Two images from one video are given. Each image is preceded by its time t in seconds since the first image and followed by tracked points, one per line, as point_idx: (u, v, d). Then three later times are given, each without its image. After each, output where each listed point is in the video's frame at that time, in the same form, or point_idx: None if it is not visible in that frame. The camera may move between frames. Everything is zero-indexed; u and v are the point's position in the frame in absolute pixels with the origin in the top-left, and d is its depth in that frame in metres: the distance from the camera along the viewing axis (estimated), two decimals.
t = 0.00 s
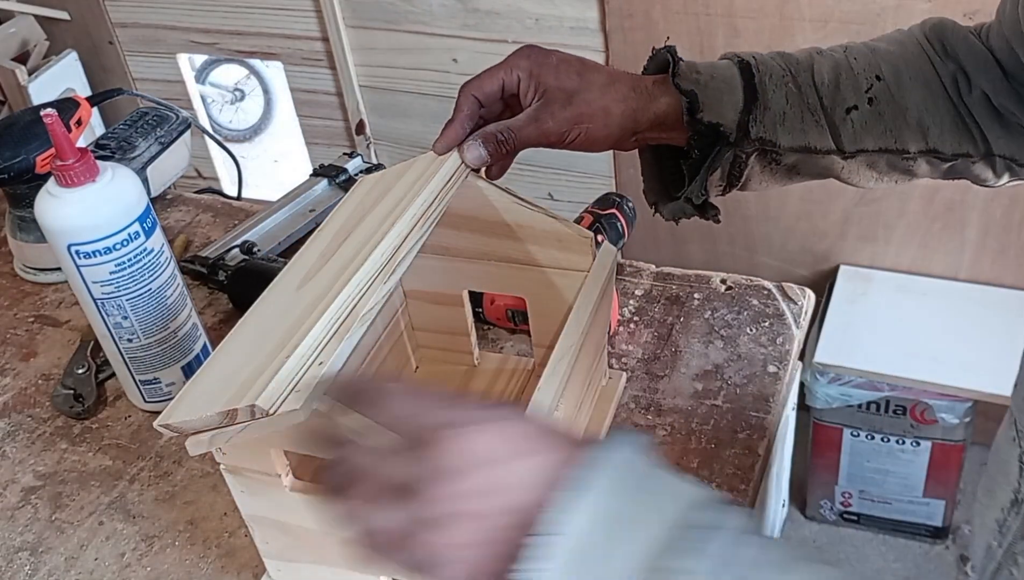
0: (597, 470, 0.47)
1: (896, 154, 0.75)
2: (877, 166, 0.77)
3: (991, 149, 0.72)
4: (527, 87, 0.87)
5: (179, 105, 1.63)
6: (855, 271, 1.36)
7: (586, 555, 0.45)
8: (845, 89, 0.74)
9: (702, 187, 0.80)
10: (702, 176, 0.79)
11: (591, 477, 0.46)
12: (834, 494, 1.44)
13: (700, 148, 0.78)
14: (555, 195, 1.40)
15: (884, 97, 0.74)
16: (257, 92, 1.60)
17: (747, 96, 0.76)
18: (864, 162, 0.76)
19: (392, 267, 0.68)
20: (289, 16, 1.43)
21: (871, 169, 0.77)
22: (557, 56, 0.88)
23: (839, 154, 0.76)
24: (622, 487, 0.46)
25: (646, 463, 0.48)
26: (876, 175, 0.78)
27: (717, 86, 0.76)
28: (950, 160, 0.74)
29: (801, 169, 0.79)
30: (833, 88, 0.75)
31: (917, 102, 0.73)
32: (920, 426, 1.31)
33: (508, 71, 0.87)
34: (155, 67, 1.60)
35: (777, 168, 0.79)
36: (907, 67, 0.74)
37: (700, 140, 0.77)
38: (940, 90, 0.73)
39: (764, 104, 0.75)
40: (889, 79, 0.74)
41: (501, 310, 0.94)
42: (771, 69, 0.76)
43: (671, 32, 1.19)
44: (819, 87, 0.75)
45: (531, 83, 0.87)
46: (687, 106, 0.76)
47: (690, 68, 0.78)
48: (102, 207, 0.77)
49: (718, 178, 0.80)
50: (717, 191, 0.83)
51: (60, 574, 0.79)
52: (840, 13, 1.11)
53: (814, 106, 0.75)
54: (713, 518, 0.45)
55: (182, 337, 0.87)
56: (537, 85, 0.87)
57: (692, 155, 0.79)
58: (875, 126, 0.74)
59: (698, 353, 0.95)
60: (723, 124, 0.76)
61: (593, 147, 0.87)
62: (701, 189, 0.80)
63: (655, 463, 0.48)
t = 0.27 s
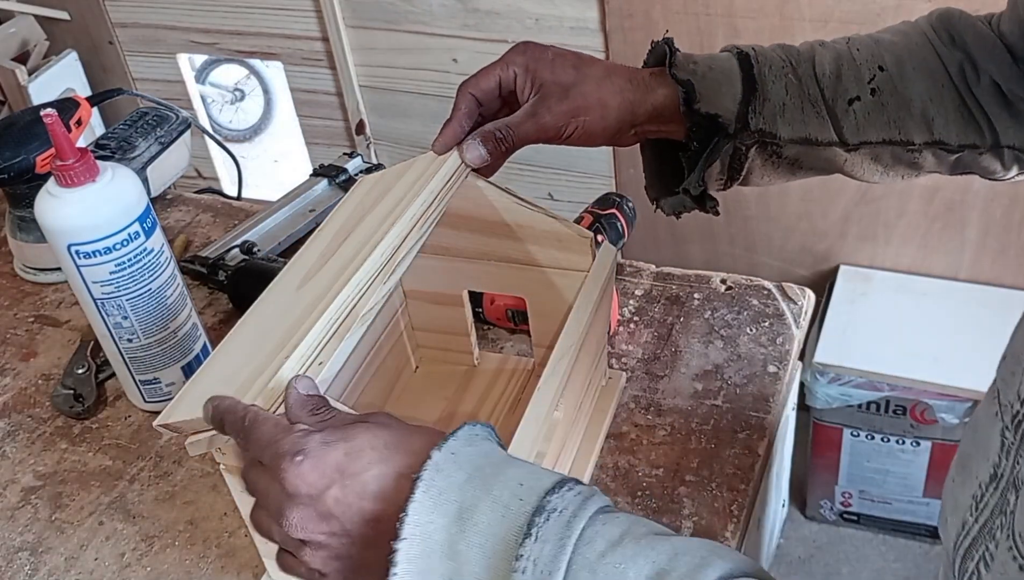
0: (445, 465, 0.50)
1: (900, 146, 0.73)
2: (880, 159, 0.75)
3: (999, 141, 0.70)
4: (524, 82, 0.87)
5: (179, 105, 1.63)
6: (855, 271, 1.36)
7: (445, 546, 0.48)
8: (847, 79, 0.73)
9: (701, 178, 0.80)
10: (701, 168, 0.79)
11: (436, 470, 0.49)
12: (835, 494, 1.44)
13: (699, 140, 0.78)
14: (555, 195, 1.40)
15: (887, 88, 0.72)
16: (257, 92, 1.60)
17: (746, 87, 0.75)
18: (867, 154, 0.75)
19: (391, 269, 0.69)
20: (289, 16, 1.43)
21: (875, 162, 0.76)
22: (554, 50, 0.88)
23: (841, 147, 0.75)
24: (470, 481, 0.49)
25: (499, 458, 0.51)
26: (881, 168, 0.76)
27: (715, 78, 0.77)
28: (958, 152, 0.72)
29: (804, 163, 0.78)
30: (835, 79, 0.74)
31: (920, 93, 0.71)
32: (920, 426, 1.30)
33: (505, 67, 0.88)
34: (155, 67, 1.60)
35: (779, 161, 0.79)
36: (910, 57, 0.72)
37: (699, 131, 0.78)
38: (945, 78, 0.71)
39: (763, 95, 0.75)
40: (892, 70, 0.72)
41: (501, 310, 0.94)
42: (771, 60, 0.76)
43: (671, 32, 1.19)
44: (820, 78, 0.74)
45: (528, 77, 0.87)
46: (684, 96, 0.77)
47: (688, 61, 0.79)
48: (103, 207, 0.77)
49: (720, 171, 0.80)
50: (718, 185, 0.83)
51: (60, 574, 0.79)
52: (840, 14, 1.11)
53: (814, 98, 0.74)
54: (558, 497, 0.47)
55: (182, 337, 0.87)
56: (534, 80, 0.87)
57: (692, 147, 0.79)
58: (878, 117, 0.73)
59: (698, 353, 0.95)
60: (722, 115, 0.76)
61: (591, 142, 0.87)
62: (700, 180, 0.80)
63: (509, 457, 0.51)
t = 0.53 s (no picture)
0: (457, 447, 0.50)
1: (900, 139, 0.73)
2: (881, 152, 0.75)
3: (1001, 135, 0.70)
4: (520, 75, 0.87)
5: (179, 105, 1.63)
6: (855, 271, 1.36)
7: (459, 527, 0.48)
8: (846, 71, 0.73)
9: (694, 166, 0.78)
10: (694, 155, 0.77)
11: (451, 453, 0.50)
12: (835, 494, 1.44)
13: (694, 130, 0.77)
14: (555, 194, 1.40)
15: (887, 80, 0.72)
16: (257, 92, 1.60)
17: (743, 77, 0.75)
18: (867, 148, 0.75)
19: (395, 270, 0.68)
20: (289, 17, 1.43)
21: (875, 156, 0.75)
22: (548, 43, 0.88)
23: (841, 139, 0.74)
24: (484, 463, 0.49)
25: (512, 442, 0.51)
26: (881, 163, 0.76)
27: (711, 67, 0.76)
28: (958, 146, 0.72)
29: (802, 156, 0.77)
30: (833, 70, 0.74)
31: (921, 85, 0.71)
32: (920, 426, 1.31)
33: (500, 62, 0.88)
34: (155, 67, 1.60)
35: (776, 153, 0.77)
36: (910, 49, 0.72)
37: (694, 120, 0.76)
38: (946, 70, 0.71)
39: (760, 85, 0.74)
40: (892, 61, 0.72)
41: (501, 310, 0.94)
42: (767, 49, 0.76)
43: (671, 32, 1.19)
44: (819, 70, 0.74)
45: (524, 71, 0.87)
46: (679, 83, 0.76)
47: (685, 50, 0.78)
48: (103, 207, 0.77)
49: (714, 164, 0.79)
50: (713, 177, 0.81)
51: (60, 574, 0.79)
52: (840, 14, 1.11)
53: (812, 88, 0.74)
54: (567, 480, 0.47)
55: (181, 337, 0.87)
56: (530, 73, 0.87)
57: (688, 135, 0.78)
58: (878, 108, 0.73)
59: (698, 353, 0.95)
60: (717, 105, 0.75)
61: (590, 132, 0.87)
62: (694, 167, 0.78)
63: (522, 442, 0.51)
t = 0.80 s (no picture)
0: (427, 411, 0.50)
1: (894, 133, 0.73)
2: (874, 148, 0.75)
3: (998, 130, 0.70)
4: (509, 69, 0.88)
5: (179, 105, 1.63)
6: (855, 271, 1.36)
7: (427, 492, 0.48)
8: (841, 64, 0.73)
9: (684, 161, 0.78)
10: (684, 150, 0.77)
11: (419, 416, 0.49)
12: (835, 493, 1.44)
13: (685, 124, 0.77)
14: (555, 194, 1.40)
15: (881, 73, 0.72)
16: (257, 92, 1.60)
17: (734, 69, 0.74)
18: (861, 142, 0.74)
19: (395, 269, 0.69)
20: (289, 17, 1.43)
21: (869, 151, 0.75)
22: (537, 36, 0.88)
23: (834, 134, 0.74)
24: (455, 427, 0.49)
25: (482, 406, 0.51)
26: (875, 158, 0.75)
27: (703, 59, 0.75)
28: (953, 141, 0.72)
29: (794, 151, 0.77)
30: (828, 63, 0.73)
31: (916, 79, 0.71)
32: (920, 426, 1.30)
33: (489, 57, 0.88)
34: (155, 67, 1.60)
35: (769, 147, 0.77)
36: (906, 42, 0.72)
37: (686, 113, 0.76)
38: (944, 64, 0.70)
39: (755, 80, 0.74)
40: (887, 55, 0.72)
41: (501, 310, 0.94)
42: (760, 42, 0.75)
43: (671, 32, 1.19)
44: (813, 63, 0.73)
45: (512, 64, 0.87)
46: (670, 75, 0.75)
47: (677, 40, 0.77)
48: (103, 207, 0.77)
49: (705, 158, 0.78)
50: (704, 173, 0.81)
51: (60, 574, 0.79)
52: (840, 14, 1.11)
53: (804, 81, 0.73)
54: (541, 448, 0.48)
55: (182, 337, 0.87)
56: (518, 65, 0.87)
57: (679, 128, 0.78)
58: (872, 102, 0.72)
59: (698, 353, 0.95)
60: (710, 98, 0.74)
61: (579, 124, 0.86)
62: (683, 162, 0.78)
63: (493, 407, 0.51)
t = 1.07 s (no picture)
0: (445, 455, 0.50)
1: (920, 154, 0.69)
2: (901, 168, 0.71)
3: None
4: (544, 64, 0.85)
5: (179, 105, 1.63)
6: (855, 272, 1.35)
7: (449, 538, 0.48)
8: (862, 87, 0.70)
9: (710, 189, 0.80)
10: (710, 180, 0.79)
11: (440, 461, 0.50)
12: (835, 494, 1.44)
13: (710, 151, 0.78)
14: (555, 195, 1.40)
15: (904, 95, 0.68)
16: (257, 92, 1.61)
17: (755, 98, 0.74)
18: (886, 164, 0.71)
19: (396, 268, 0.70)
20: (289, 17, 1.43)
21: (895, 173, 0.72)
22: (581, 41, 0.86)
23: (859, 156, 0.72)
24: (475, 472, 0.49)
25: (503, 451, 0.51)
26: (900, 179, 0.72)
27: (722, 89, 0.76)
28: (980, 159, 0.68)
29: (820, 175, 0.75)
30: (849, 87, 0.70)
31: (939, 98, 0.67)
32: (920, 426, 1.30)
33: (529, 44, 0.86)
34: (155, 67, 1.60)
35: (794, 174, 0.76)
36: (928, 59, 0.68)
37: (709, 142, 0.77)
38: (968, 81, 0.66)
39: (772, 105, 0.74)
40: (908, 74, 0.68)
41: (501, 310, 0.94)
42: (781, 68, 0.74)
43: (671, 32, 1.19)
44: (833, 86, 0.71)
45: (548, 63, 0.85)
46: (691, 108, 0.77)
47: (696, 71, 0.78)
48: (104, 208, 0.77)
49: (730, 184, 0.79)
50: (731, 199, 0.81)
51: (60, 574, 0.79)
52: (840, 14, 1.11)
53: (826, 107, 0.72)
54: (562, 493, 0.46)
55: (182, 337, 0.87)
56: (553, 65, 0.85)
57: (703, 159, 0.79)
58: (896, 125, 0.69)
59: (698, 353, 0.95)
60: (730, 127, 0.75)
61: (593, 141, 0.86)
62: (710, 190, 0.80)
63: (514, 449, 0.51)
